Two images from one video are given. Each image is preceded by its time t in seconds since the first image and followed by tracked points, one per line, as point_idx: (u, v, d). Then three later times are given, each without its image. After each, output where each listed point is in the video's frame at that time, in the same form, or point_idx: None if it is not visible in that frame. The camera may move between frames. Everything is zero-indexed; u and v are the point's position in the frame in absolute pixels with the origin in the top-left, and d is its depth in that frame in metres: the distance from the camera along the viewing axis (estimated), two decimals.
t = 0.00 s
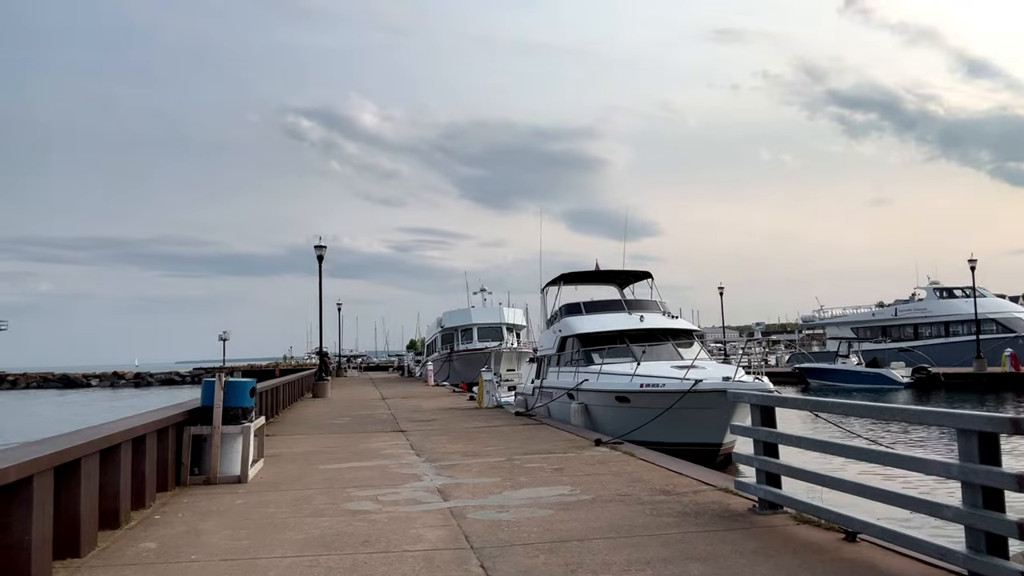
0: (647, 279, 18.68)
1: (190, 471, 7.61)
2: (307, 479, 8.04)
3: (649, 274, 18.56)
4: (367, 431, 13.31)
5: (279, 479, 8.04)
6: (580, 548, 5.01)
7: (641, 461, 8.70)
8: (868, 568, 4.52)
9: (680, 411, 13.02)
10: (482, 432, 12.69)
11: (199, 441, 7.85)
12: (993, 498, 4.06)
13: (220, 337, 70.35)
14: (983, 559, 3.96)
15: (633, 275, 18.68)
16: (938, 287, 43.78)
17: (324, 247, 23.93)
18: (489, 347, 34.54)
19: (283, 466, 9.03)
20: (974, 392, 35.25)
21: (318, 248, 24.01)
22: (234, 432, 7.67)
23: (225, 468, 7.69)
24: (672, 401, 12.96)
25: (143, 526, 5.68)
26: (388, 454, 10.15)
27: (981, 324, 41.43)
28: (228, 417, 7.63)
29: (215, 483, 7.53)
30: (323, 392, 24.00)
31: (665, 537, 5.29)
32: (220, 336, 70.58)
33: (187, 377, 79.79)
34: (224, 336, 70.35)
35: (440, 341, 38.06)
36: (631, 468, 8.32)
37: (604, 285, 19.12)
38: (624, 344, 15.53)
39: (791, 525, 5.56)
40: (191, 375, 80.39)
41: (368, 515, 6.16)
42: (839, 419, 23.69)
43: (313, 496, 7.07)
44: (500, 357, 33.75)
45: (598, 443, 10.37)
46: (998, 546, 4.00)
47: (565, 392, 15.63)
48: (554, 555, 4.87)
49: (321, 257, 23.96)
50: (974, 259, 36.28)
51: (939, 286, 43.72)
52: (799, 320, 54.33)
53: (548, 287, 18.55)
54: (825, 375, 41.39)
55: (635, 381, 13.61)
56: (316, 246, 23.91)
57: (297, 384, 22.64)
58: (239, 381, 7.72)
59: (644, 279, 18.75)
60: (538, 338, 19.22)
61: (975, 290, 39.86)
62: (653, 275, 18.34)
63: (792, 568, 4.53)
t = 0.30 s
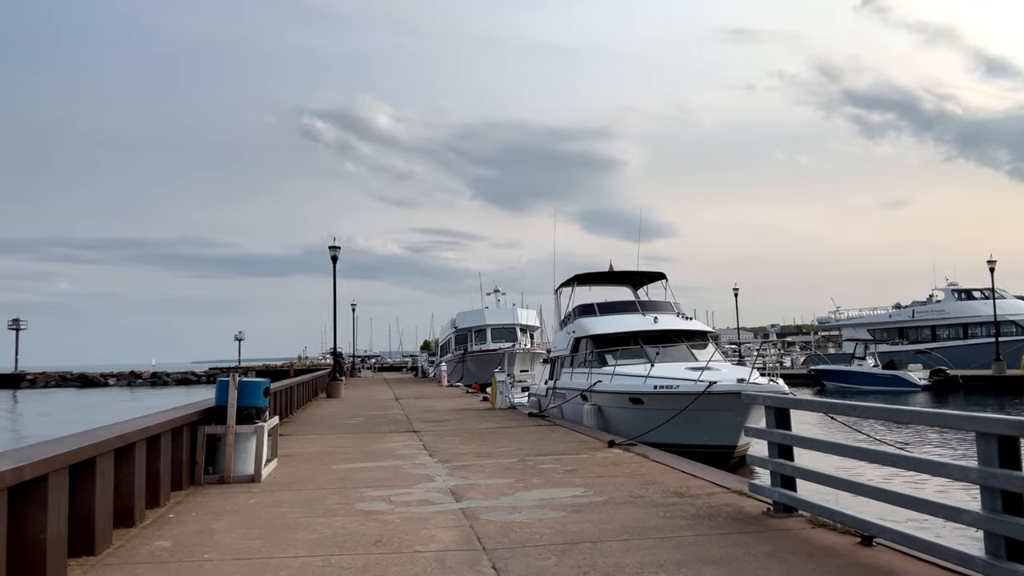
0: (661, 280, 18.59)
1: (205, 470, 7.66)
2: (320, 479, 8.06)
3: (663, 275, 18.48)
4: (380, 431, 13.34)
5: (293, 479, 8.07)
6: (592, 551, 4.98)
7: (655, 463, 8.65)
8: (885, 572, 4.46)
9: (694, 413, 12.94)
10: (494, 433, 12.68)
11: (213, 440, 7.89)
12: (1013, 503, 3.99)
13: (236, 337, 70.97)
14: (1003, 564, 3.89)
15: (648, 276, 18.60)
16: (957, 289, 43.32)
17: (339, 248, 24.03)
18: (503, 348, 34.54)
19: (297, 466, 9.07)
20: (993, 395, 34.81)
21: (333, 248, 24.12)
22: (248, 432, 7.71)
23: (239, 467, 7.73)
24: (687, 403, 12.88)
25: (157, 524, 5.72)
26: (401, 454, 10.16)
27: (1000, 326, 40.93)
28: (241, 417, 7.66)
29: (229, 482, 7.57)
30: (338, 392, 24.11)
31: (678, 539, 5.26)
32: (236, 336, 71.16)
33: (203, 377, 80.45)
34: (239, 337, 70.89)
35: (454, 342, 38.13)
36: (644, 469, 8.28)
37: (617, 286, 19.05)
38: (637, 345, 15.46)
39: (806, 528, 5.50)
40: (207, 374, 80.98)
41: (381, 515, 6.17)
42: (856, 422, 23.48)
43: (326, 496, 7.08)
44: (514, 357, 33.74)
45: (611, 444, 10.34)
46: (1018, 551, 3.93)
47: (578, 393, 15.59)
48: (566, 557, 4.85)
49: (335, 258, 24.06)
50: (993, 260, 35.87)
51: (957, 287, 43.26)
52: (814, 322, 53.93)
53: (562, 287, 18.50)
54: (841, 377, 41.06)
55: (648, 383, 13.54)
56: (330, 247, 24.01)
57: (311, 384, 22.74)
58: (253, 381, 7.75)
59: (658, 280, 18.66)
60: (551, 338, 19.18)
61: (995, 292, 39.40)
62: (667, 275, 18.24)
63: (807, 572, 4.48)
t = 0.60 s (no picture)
0: (680, 280, 18.47)
1: (225, 469, 7.71)
2: (338, 479, 8.09)
3: (681, 276, 18.36)
4: (398, 431, 13.37)
5: (312, 478, 8.11)
6: (610, 552, 4.94)
7: (673, 465, 8.59)
8: None
9: (714, 415, 12.83)
10: (512, 433, 12.66)
11: (233, 440, 7.95)
12: None
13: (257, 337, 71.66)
14: None
15: (666, 276, 18.48)
16: (982, 289, 42.65)
17: (358, 249, 24.15)
18: (521, 348, 34.52)
19: (315, 465, 9.11)
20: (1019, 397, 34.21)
21: (352, 249, 24.25)
22: (267, 431, 7.76)
23: (258, 467, 7.78)
24: (706, 404, 12.77)
25: (177, 523, 5.76)
26: (418, 454, 10.18)
27: None
28: (261, 416, 7.71)
29: (249, 481, 7.63)
30: (356, 393, 24.22)
31: (697, 542, 5.20)
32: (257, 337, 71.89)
33: (224, 377, 81.24)
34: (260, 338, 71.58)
35: (472, 342, 38.17)
36: (663, 471, 8.22)
37: (636, 286, 18.96)
38: (656, 346, 15.37)
39: (827, 532, 5.42)
40: (228, 374, 81.76)
41: (398, 515, 6.18)
42: (879, 425, 23.16)
43: (343, 495, 7.10)
44: (532, 358, 33.72)
45: (630, 445, 10.29)
46: None
47: (596, 394, 15.53)
48: (583, 558, 4.82)
49: (354, 258, 24.18)
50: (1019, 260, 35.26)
51: (982, 288, 42.60)
52: (836, 323, 53.36)
53: (580, 288, 18.45)
54: (863, 379, 40.58)
55: (667, 384, 13.45)
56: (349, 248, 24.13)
57: (330, 384, 22.87)
58: (272, 381, 7.80)
59: (677, 280, 18.53)
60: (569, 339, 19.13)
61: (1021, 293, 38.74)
62: (686, 276, 18.11)
63: None
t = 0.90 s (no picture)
0: (712, 280, 18.24)
1: (258, 467, 7.81)
2: (369, 477, 8.14)
3: (713, 275, 18.14)
4: (427, 431, 13.42)
5: (343, 476, 8.16)
6: (641, 555, 4.89)
7: (705, 467, 8.49)
8: None
9: (746, 416, 12.65)
10: (541, 433, 12.63)
11: (266, 438, 8.04)
12: None
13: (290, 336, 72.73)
14: None
15: (698, 275, 18.27)
16: None
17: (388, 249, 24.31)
18: (551, 348, 34.45)
19: (346, 463, 9.18)
20: None
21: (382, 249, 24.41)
22: (300, 429, 7.83)
23: (291, 464, 7.85)
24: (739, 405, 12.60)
25: (211, 519, 5.84)
26: (448, 454, 10.19)
27: None
28: (293, 414, 7.79)
29: (281, 479, 7.70)
30: (387, 392, 24.38)
31: (730, 545, 5.12)
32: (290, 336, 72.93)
33: (258, 376, 82.43)
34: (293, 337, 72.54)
35: (501, 342, 38.19)
36: (694, 473, 8.11)
37: (667, 286, 18.79)
38: (687, 346, 15.21)
39: (864, 536, 5.30)
40: (262, 373, 82.93)
41: (427, 514, 6.19)
42: (918, 427, 22.63)
43: (374, 493, 7.14)
44: (561, 358, 33.62)
45: (661, 446, 10.20)
46: None
47: (626, 395, 15.41)
48: (614, 560, 4.78)
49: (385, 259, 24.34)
50: None
51: None
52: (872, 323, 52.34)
53: (610, 288, 18.33)
54: (900, 380, 39.74)
55: (699, 385, 13.30)
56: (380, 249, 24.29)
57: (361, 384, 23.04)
58: (304, 379, 7.87)
59: (709, 280, 18.32)
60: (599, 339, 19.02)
61: None
62: (718, 275, 17.89)
63: None
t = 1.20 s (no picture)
0: (761, 278, 17.90)
1: (307, 462, 7.94)
2: (415, 474, 8.21)
3: (762, 273, 17.80)
4: (472, 428, 13.48)
5: (389, 473, 8.24)
6: (689, 556, 4.82)
7: (755, 468, 8.32)
8: None
9: (797, 416, 12.37)
10: (586, 432, 12.56)
11: (315, 434, 8.18)
12: None
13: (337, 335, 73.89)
14: None
15: (746, 273, 17.95)
16: None
17: (433, 249, 24.50)
18: (595, 347, 34.28)
19: (392, 460, 9.27)
20: None
21: (427, 249, 24.61)
22: (347, 426, 7.95)
23: (339, 460, 7.97)
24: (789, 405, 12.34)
25: (262, 514, 5.96)
26: (493, 452, 10.21)
27: None
28: (341, 411, 7.91)
29: (330, 475, 7.82)
30: (432, 390, 24.57)
31: (782, 547, 5.00)
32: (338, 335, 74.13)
33: (307, 374, 84.01)
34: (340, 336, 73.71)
35: (545, 341, 38.14)
36: (743, 474, 7.97)
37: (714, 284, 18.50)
38: (736, 345, 14.95)
39: (923, 540, 5.12)
40: (310, 371, 84.50)
41: (473, 511, 6.21)
42: (978, 430, 21.85)
43: (420, 490, 7.19)
44: (606, 357, 33.42)
45: (709, 446, 10.04)
46: None
47: (673, 394, 15.23)
48: (661, 561, 4.72)
49: (429, 258, 24.55)
50: None
51: None
52: (928, 322, 50.69)
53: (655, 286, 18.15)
54: (958, 381, 38.42)
55: (748, 384, 13.06)
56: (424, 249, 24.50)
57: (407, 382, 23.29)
58: (351, 376, 7.98)
59: (757, 277, 17.97)
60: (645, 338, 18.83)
61: None
62: (767, 273, 17.54)
63: None
